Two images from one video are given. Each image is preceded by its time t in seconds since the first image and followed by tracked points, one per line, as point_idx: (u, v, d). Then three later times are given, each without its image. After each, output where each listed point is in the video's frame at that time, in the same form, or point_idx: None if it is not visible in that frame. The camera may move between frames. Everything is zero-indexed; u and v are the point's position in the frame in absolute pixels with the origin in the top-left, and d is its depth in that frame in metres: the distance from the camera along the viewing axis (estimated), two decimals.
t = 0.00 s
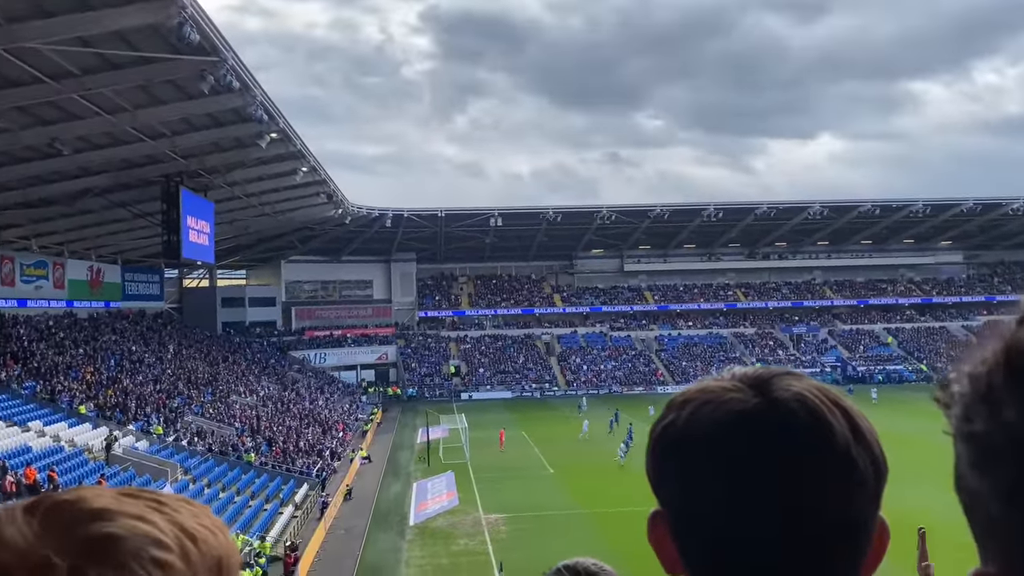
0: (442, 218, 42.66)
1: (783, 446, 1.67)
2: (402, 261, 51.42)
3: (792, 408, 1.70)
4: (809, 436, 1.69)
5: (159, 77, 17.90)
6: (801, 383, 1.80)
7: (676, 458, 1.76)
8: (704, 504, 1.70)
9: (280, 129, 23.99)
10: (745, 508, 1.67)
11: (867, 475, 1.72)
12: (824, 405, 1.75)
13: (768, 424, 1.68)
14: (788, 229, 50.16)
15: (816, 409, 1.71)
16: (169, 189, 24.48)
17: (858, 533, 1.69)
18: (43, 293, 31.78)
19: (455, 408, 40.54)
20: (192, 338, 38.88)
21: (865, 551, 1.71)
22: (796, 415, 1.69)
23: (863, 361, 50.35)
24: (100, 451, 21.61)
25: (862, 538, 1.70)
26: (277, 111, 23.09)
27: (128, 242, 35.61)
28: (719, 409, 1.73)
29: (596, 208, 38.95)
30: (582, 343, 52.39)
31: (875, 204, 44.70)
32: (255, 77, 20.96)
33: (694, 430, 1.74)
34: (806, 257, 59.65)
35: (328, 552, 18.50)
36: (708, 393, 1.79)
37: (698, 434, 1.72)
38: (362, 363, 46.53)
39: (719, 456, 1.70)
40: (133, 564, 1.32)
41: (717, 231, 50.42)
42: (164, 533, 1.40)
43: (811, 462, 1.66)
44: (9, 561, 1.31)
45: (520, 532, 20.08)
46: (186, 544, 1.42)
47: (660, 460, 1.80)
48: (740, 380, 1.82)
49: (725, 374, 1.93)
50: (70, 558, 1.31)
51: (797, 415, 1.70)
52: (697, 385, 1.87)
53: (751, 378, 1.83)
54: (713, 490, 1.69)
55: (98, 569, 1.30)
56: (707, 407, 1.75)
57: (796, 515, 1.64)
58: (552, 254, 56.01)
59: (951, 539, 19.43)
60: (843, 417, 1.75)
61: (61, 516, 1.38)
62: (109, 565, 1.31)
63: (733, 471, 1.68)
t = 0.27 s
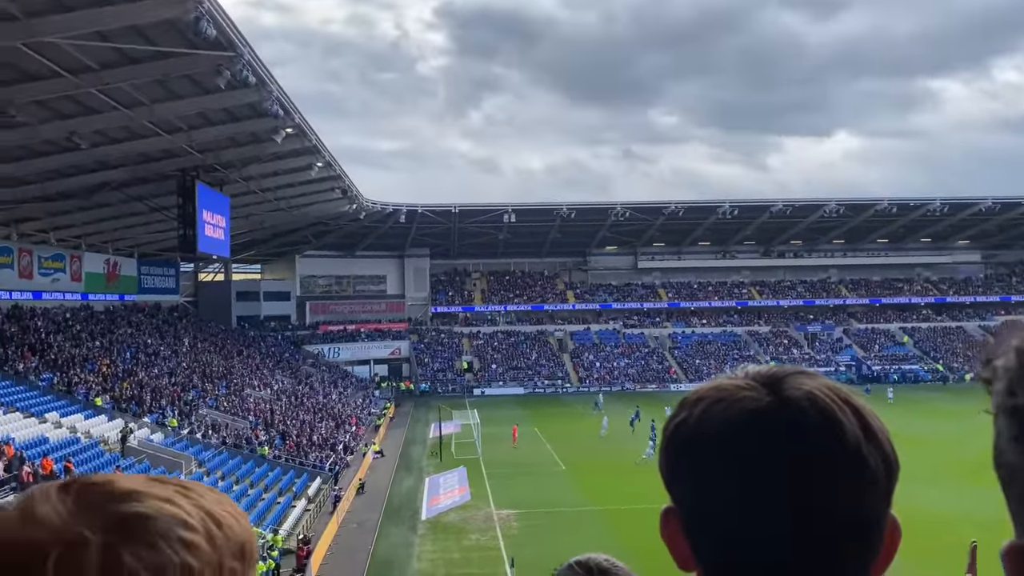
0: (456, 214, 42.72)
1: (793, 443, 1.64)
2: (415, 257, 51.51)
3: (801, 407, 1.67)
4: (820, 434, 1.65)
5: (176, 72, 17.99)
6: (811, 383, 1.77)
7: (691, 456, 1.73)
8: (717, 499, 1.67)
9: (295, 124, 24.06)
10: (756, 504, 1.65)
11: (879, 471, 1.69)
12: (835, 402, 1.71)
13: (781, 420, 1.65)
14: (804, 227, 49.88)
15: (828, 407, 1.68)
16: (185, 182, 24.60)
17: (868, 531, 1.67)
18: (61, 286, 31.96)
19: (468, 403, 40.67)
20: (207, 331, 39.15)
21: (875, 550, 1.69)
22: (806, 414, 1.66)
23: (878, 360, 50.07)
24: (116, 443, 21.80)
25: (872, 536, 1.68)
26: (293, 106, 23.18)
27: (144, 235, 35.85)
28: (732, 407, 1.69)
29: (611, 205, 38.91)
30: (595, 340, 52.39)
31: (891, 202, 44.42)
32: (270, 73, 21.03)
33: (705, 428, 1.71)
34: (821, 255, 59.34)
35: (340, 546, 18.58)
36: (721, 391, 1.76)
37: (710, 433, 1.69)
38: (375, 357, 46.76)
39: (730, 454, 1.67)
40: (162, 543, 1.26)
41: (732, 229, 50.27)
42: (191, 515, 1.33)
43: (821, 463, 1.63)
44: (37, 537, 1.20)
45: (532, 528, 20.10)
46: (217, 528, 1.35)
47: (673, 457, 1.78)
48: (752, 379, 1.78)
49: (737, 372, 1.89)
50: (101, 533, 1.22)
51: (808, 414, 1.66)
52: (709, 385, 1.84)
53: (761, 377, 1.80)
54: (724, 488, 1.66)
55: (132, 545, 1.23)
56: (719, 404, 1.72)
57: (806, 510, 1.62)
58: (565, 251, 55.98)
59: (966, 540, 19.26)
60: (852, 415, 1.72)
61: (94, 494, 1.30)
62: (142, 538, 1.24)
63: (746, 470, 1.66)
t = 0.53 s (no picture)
0: (470, 210, 42.76)
1: (810, 436, 1.62)
2: (430, 252, 51.55)
3: (818, 402, 1.65)
4: (837, 429, 1.64)
5: (192, 67, 18.07)
6: (827, 378, 1.76)
7: (711, 449, 1.72)
8: (737, 493, 1.67)
9: (310, 120, 24.12)
10: (775, 497, 1.63)
11: (895, 464, 1.67)
12: (851, 397, 1.69)
13: (797, 414, 1.64)
14: (820, 224, 49.59)
15: (845, 402, 1.66)
16: (201, 177, 24.73)
17: (884, 525, 1.65)
18: (78, 279, 32.51)
19: (481, 399, 40.71)
20: (222, 326, 39.39)
21: (891, 543, 1.68)
22: (821, 408, 1.64)
23: (894, 359, 49.67)
24: (132, 436, 22.01)
25: (888, 531, 1.66)
26: (308, 102, 23.23)
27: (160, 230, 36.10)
28: (749, 402, 1.68)
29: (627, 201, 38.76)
30: (608, 337, 52.29)
31: (909, 200, 44.03)
32: (286, 68, 21.08)
33: (724, 423, 1.70)
34: (837, 253, 58.91)
35: (353, 540, 18.66)
36: (737, 387, 1.74)
37: (728, 426, 1.69)
38: (389, 353, 46.92)
39: (748, 449, 1.66)
40: (201, 514, 1.28)
41: (747, 226, 50.01)
42: (230, 492, 1.36)
43: (837, 457, 1.62)
44: (80, 503, 1.20)
45: (545, 525, 20.08)
46: (248, 509, 1.38)
47: (691, 452, 1.77)
48: (772, 373, 1.77)
49: (755, 369, 1.87)
50: (147, 501, 1.24)
51: (825, 408, 1.64)
52: (731, 379, 1.83)
53: (779, 371, 1.78)
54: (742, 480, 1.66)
55: (171, 515, 1.24)
56: (736, 399, 1.71)
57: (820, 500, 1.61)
58: (579, 247, 55.86)
59: (981, 540, 19.06)
60: (871, 409, 1.69)
61: (140, 469, 1.32)
62: (180, 509, 1.25)
63: (766, 464, 1.64)
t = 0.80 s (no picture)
0: (482, 205, 42.80)
1: (814, 435, 1.54)
2: (442, 247, 51.81)
3: (824, 399, 1.57)
4: (842, 426, 1.56)
5: (205, 61, 18.13)
6: (831, 373, 1.67)
7: (715, 448, 1.65)
8: (741, 492, 1.60)
9: (323, 115, 24.16)
10: (781, 497, 1.56)
11: (900, 464, 1.60)
12: (856, 392, 1.62)
13: (801, 412, 1.56)
14: (834, 220, 49.39)
15: (848, 399, 1.58)
16: (215, 171, 24.82)
17: (889, 526, 1.59)
18: (93, 272, 32.11)
19: (493, 394, 40.81)
20: (235, 319, 39.61)
21: (896, 543, 1.62)
22: (826, 407, 1.56)
23: (908, 355, 49.42)
24: (146, 428, 22.17)
25: (892, 532, 1.60)
26: (321, 97, 23.26)
27: (174, 223, 36.29)
28: (748, 401, 1.60)
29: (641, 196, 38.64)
30: (620, 333, 52.32)
31: (924, 195, 43.74)
32: (300, 63, 21.11)
33: (726, 421, 1.63)
34: (851, 249, 58.60)
35: (363, 533, 18.73)
36: (741, 381, 1.67)
37: (731, 425, 1.61)
38: (401, 347, 47.11)
39: (751, 447, 1.59)
40: (220, 495, 1.28)
41: (761, 221, 49.82)
42: (248, 481, 1.36)
43: (841, 458, 1.54)
44: (107, 482, 1.20)
45: (557, 520, 20.10)
46: (265, 492, 1.37)
47: (694, 447, 1.71)
48: (775, 369, 1.68)
49: (761, 364, 1.79)
50: (171, 479, 1.24)
51: (828, 405, 1.57)
52: (736, 373, 1.75)
53: (783, 367, 1.71)
54: (745, 479, 1.59)
55: (196, 492, 1.24)
56: (740, 395, 1.63)
57: (820, 500, 1.54)
58: (591, 242, 55.80)
59: (993, 538, 18.94)
60: (875, 407, 1.62)
61: (161, 453, 1.31)
62: (201, 487, 1.26)
63: (767, 462, 1.57)
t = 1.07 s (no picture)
0: (491, 199, 42.78)
1: (816, 424, 1.54)
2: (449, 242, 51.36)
3: (825, 390, 1.57)
4: (844, 417, 1.56)
5: (215, 54, 18.14)
6: (832, 364, 1.67)
7: (717, 439, 1.64)
8: (744, 482, 1.58)
9: (332, 108, 24.15)
10: (783, 488, 1.55)
11: (900, 455, 1.60)
12: (856, 384, 1.62)
13: (803, 403, 1.55)
14: (844, 214, 49.18)
15: (849, 390, 1.58)
16: (224, 164, 24.86)
17: (889, 516, 1.58)
18: (103, 265, 32.53)
19: (502, 387, 40.89)
20: (244, 312, 39.76)
21: (895, 533, 1.61)
22: (828, 397, 1.55)
23: (917, 351, 49.20)
24: (156, 419, 22.31)
25: (892, 522, 1.59)
26: (330, 90, 23.25)
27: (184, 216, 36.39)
28: (755, 391, 1.58)
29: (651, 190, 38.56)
30: (629, 327, 52.29)
31: (935, 190, 43.50)
32: (309, 56, 21.12)
33: (730, 412, 1.60)
34: (861, 244, 58.36)
35: (372, 525, 18.83)
36: (743, 373, 1.65)
37: (732, 414, 1.60)
38: (409, 340, 47.18)
39: (753, 436, 1.57)
40: (231, 477, 1.24)
41: (771, 216, 49.66)
42: (259, 467, 1.33)
43: (842, 448, 1.53)
44: (119, 464, 1.17)
45: (565, 513, 20.15)
46: (272, 482, 1.32)
47: (696, 437, 1.69)
48: (775, 361, 1.68)
49: (761, 357, 1.79)
50: (185, 462, 1.21)
51: (830, 396, 1.56)
52: (736, 365, 1.74)
53: (785, 359, 1.70)
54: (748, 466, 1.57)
55: (205, 474, 1.20)
56: (743, 386, 1.61)
57: (824, 492, 1.53)
58: (600, 236, 55.72)
59: (1001, 534, 18.88)
60: (875, 398, 1.61)
61: (172, 439, 1.28)
62: (210, 470, 1.22)
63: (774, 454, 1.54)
